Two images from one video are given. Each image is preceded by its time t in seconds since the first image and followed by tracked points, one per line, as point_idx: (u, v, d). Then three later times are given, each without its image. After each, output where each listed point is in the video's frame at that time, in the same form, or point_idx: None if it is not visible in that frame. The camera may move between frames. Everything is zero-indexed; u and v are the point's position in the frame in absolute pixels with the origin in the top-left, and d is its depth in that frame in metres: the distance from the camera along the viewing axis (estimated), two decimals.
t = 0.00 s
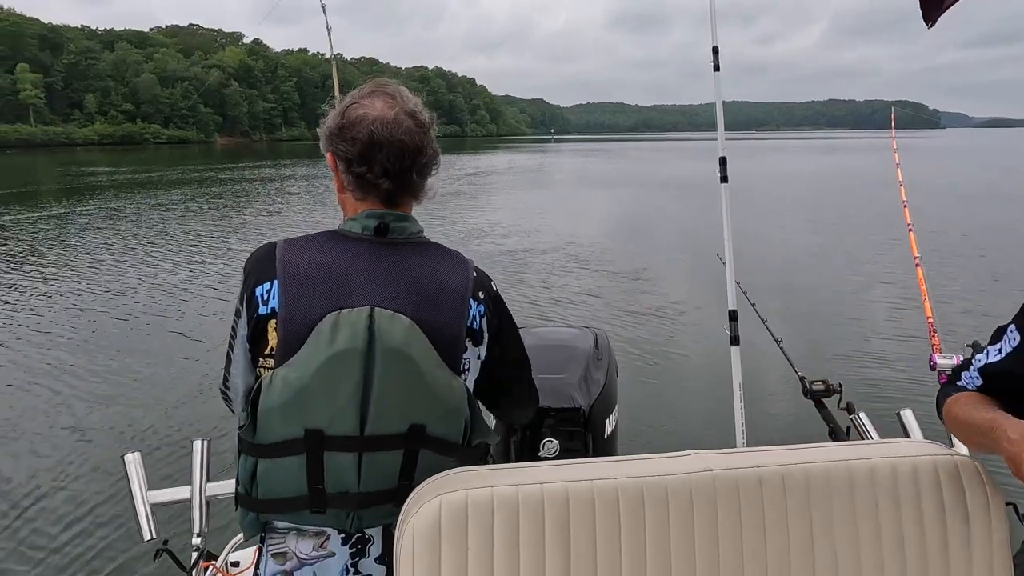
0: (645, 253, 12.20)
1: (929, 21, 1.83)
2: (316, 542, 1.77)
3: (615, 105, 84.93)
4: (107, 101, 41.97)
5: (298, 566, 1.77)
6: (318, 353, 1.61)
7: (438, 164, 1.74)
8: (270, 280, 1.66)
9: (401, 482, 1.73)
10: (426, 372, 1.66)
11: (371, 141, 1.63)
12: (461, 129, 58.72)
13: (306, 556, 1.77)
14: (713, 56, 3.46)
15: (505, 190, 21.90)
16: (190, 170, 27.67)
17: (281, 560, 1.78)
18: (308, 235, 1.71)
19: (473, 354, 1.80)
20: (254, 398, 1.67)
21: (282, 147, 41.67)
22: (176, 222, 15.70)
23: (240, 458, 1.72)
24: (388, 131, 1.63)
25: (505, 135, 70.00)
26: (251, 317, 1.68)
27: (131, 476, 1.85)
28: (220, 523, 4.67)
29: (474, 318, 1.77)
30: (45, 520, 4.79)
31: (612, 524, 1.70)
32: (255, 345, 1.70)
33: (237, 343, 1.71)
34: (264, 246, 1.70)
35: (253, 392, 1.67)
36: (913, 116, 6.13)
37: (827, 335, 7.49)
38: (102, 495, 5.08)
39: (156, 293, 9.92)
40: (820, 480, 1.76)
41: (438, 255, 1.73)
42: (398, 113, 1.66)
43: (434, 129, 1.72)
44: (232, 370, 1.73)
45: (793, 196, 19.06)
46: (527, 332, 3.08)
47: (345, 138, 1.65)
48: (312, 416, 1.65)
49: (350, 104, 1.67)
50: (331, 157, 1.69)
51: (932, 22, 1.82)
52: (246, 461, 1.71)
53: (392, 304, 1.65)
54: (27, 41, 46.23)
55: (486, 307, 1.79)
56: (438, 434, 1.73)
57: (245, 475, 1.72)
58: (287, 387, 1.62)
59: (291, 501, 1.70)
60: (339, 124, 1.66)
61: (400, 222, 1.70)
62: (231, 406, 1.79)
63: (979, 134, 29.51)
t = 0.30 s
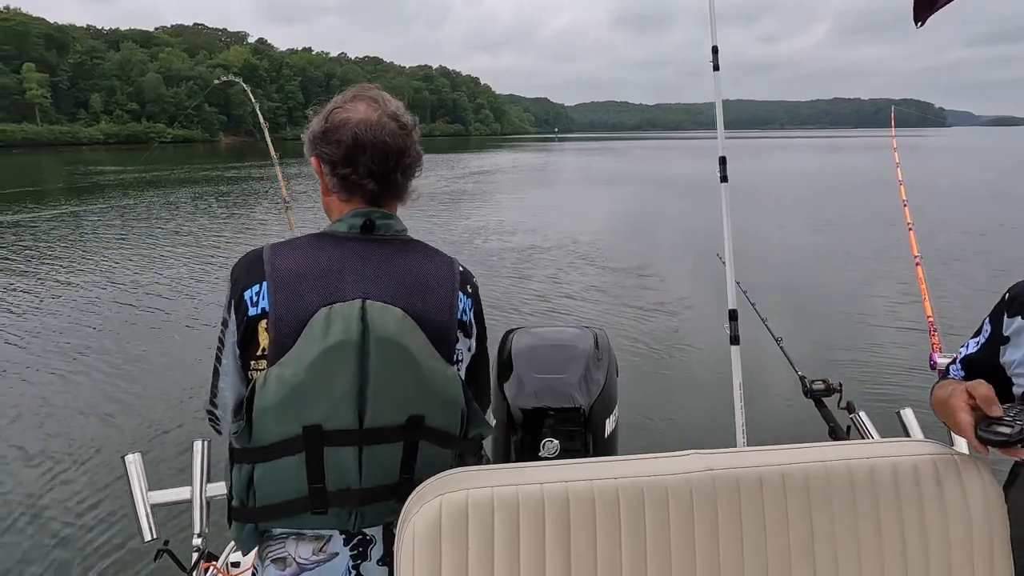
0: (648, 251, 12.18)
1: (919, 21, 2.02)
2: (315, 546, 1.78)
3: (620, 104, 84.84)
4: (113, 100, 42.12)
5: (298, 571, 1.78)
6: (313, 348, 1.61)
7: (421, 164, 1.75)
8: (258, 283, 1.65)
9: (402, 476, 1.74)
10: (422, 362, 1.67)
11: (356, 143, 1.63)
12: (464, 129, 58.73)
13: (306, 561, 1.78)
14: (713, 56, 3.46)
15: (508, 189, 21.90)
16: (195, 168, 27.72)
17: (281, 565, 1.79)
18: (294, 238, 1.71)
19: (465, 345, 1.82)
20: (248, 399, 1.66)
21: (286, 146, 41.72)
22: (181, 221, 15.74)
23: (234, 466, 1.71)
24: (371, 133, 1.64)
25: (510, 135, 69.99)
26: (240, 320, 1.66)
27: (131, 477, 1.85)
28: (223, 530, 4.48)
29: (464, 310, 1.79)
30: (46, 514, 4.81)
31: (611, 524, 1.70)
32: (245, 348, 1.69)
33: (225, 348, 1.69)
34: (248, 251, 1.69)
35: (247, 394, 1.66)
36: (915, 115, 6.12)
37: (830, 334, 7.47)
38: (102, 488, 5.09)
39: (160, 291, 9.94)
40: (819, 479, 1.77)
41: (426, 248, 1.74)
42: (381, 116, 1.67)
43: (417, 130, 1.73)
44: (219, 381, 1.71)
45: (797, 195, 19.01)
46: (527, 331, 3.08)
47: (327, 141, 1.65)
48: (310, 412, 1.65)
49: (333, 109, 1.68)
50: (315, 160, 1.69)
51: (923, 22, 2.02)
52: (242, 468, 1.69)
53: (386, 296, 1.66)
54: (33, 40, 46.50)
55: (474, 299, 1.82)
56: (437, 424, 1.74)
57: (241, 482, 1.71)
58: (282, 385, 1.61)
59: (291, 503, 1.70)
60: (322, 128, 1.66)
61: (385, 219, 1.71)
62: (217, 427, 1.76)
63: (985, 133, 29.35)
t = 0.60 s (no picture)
0: (652, 250, 12.15)
1: (931, 22, 2.03)
2: (301, 547, 1.77)
3: (625, 103, 84.59)
4: (119, 99, 42.20)
5: (284, 570, 1.77)
6: (296, 351, 1.61)
7: (408, 162, 1.75)
8: (244, 284, 1.65)
9: (388, 480, 1.75)
10: (407, 366, 1.66)
11: (342, 141, 1.63)
12: (469, 128, 58.73)
13: (291, 562, 1.77)
14: (713, 56, 3.45)
15: (513, 188, 21.89)
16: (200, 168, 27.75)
17: (269, 565, 1.79)
18: (282, 238, 1.71)
19: (454, 348, 1.80)
20: (234, 402, 1.67)
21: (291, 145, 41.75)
22: (185, 220, 15.76)
23: (222, 465, 1.72)
24: (358, 130, 1.64)
25: (515, 134, 69.86)
26: (227, 321, 1.66)
27: (131, 477, 1.86)
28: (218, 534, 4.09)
29: (453, 311, 1.77)
30: (49, 511, 4.84)
31: (613, 524, 1.70)
32: (231, 350, 1.69)
33: (213, 349, 1.70)
34: (236, 251, 1.70)
35: (233, 396, 1.67)
36: (920, 116, 6.09)
37: (833, 334, 7.45)
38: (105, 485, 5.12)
39: (164, 291, 9.96)
40: (819, 480, 1.77)
41: (414, 250, 1.73)
42: (368, 111, 1.67)
43: (404, 128, 1.73)
44: (209, 379, 1.72)
45: (802, 195, 18.94)
46: (528, 331, 3.09)
47: (315, 139, 1.65)
48: (294, 414, 1.65)
49: (320, 107, 1.68)
50: (302, 159, 1.69)
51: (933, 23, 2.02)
52: (229, 467, 1.70)
53: (371, 299, 1.65)
54: (39, 40, 46.67)
55: (465, 300, 1.80)
56: (422, 427, 1.74)
57: (228, 479, 1.72)
58: (266, 389, 1.62)
59: (277, 504, 1.70)
60: (309, 126, 1.67)
61: (373, 219, 1.71)
62: (209, 421, 1.78)
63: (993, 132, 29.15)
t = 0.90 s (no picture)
0: (654, 250, 12.13)
1: (941, 20, 2.02)
2: (289, 545, 1.77)
3: (629, 102, 84.57)
4: (124, 99, 42.38)
5: (273, 568, 1.78)
6: (284, 357, 1.62)
7: (409, 161, 1.73)
8: (241, 284, 1.70)
9: (372, 490, 1.71)
10: (395, 376, 1.65)
11: (328, 143, 1.65)
12: (473, 127, 58.79)
13: (279, 560, 1.77)
14: (712, 56, 3.44)
15: (516, 188, 21.90)
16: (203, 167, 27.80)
17: (259, 560, 1.79)
18: (283, 238, 1.74)
19: (449, 360, 1.77)
20: (224, 403, 1.69)
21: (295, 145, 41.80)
22: (190, 219, 15.78)
23: (217, 461, 1.74)
24: (343, 131, 1.64)
25: (518, 133, 69.89)
26: (224, 320, 1.71)
27: (131, 477, 1.87)
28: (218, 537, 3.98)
29: (449, 322, 1.75)
30: (49, 508, 4.84)
31: (613, 523, 1.70)
32: (228, 349, 1.74)
33: (214, 347, 1.75)
34: (239, 250, 1.75)
35: (224, 395, 1.70)
36: (924, 116, 6.07)
37: (837, 334, 7.43)
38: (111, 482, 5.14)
39: (167, 289, 9.97)
40: (819, 480, 1.76)
41: (411, 259, 1.73)
42: (359, 109, 1.66)
43: (403, 125, 1.70)
44: (214, 374, 1.77)
45: (806, 194, 18.90)
46: (528, 330, 3.09)
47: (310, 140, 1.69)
48: (280, 420, 1.65)
49: (318, 106, 1.71)
50: (306, 159, 1.74)
51: (943, 22, 2.01)
52: (221, 463, 1.73)
53: (361, 308, 1.65)
54: (45, 40, 46.84)
55: (463, 312, 1.77)
56: (409, 440, 1.71)
57: (221, 477, 1.75)
58: (253, 391, 1.64)
59: (262, 506, 1.70)
60: (307, 126, 1.71)
61: (372, 224, 1.71)
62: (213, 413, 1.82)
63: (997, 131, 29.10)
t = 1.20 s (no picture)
0: (656, 250, 12.11)
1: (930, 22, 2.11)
2: (287, 546, 1.78)
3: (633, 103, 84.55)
4: (129, 100, 42.52)
5: (271, 569, 1.78)
6: (280, 355, 1.63)
7: (401, 162, 1.71)
8: (239, 283, 1.70)
9: (369, 490, 1.71)
10: (391, 374, 1.66)
11: (317, 143, 1.67)
12: (476, 128, 58.82)
13: (277, 561, 1.78)
14: (712, 56, 3.42)
15: (518, 188, 21.91)
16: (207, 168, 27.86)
17: (257, 562, 1.80)
18: (281, 238, 1.75)
19: (447, 357, 1.77)
20: (222, 402, 1.70)
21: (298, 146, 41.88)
22: (193, 219, 15.81)
23: (216, 461, 1.75)
24: (330, 132, 1.66)
25: (522, 134, 69.98)
26: (222, 318, 1.72)
27: (132, 477, 1.88)
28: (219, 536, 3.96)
29: (447, 320, 1.75)
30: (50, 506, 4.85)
31: (613, 523, 1.70)
32: (226, 348, 1.74)
33: (214, 346, 1.76)
34: (237, 250, 1.76)
35: (221, 394, 1.71)
36: (928, 115, 6.04)
37: (839, 334, 7.41)
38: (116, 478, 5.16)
39: (170, 288, 9.99)
40: (818, 480, 1.76)
41: (407, 257, 1.73)
42: (347, 110, 1.66)
43: (395, 124, 1.69)
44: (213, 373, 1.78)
45: (809, 195, 18.87)
46: (528, 331, 3.09)
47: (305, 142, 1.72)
48: (277, 418, 1.66)
49: (316, 107, 1.73)
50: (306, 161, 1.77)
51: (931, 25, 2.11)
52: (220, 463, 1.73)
53: (357, 307, 1.66)
54: (50, 41, 47.09)
55: (462, 309, 1.77)
56: (407, 439, 1.71)
57: (219, 476, 1.76)
58: (249, 390, 1.64)
59: (259, 506, 1.70)
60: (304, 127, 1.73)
61: (368, 222, 1.71)
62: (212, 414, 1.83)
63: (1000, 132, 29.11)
